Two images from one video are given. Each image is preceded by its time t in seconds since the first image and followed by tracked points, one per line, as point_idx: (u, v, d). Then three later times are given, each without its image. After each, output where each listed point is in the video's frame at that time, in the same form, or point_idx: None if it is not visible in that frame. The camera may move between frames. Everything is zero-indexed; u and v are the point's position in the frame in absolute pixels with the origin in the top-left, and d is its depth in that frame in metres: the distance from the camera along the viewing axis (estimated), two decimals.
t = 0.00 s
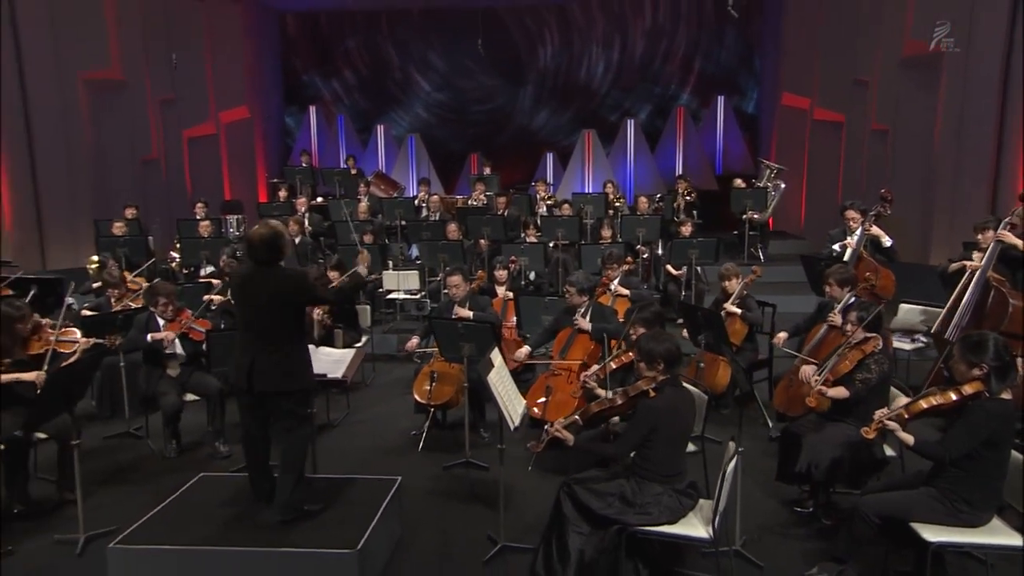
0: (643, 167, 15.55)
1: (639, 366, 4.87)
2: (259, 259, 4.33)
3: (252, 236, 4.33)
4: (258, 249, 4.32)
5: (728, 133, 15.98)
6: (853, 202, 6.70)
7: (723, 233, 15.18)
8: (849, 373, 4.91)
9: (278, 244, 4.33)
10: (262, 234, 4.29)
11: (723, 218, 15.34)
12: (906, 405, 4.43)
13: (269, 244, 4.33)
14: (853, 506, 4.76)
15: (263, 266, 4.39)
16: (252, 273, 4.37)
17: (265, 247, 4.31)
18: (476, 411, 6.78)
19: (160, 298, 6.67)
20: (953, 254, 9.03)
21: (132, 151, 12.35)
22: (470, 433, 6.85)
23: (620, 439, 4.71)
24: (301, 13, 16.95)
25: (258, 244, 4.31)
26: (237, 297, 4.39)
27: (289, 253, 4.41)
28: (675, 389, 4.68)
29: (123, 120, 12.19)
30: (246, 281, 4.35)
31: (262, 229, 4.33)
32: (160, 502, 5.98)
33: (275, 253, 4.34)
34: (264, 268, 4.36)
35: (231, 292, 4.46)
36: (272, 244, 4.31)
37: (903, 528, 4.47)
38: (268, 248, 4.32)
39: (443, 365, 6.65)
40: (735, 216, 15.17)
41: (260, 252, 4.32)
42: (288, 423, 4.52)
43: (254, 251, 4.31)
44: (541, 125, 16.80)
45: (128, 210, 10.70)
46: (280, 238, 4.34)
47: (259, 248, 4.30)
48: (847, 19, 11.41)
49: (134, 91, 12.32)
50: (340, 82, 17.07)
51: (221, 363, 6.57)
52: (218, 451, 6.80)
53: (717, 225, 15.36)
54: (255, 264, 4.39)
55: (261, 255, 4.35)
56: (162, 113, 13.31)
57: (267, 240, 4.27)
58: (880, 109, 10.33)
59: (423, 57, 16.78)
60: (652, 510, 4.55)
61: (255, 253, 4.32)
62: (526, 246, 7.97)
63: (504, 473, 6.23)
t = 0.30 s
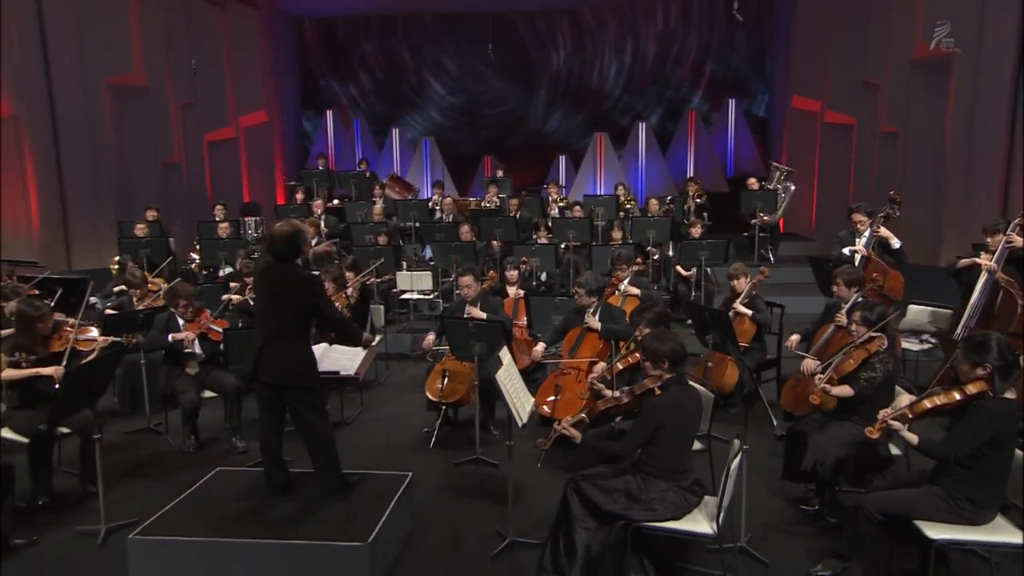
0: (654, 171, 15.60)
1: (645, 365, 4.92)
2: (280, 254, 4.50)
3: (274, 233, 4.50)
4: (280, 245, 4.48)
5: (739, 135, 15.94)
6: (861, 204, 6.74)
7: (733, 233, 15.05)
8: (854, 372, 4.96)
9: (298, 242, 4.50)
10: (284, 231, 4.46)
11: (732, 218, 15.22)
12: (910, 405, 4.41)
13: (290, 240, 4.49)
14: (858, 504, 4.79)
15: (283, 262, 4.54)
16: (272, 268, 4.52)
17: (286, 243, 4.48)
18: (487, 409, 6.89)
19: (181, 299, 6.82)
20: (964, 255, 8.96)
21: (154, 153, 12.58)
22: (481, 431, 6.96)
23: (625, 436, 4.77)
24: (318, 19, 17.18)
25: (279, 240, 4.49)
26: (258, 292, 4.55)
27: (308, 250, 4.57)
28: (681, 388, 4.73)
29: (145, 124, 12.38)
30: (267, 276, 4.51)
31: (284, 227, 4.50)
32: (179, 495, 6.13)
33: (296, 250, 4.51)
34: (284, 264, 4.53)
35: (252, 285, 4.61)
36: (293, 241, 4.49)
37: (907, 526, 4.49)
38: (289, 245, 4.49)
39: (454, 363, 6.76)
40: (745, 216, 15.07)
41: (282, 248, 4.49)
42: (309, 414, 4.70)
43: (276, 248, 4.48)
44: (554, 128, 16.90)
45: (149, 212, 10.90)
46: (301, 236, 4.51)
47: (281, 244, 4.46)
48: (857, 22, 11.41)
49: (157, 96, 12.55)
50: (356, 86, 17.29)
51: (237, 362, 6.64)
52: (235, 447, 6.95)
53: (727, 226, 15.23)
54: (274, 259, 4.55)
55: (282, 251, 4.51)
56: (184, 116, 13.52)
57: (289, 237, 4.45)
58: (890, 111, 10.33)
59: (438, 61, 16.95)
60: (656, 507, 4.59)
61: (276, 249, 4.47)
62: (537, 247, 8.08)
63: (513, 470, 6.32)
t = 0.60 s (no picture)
0: (665, 174, 15.68)
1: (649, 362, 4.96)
2: (317, 251, 4.86)
3: (314, 230, 4.88)
4: (319, 242, 4.86)
5: (750, 138, 15.95)
6: (867, 207, 6.79)
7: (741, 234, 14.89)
8: (857, 372, 5.02)
9: (335, 240, 4.88)
10: (324, 229, 4.85)
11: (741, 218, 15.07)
12: (911, 403, 4.43)
13: (328, 238, 4.86)
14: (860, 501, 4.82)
15: (319, 257, 4.90)
16: (310, 263, 4.87)
17: (326, 240, 4.85)
18: (496, 407, 7.01)
19: (196, 297, 7.00)
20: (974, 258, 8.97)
21: (174, 158, 12.78)
22: (490, 429, 7.08)
23: (629, 433, 4.82)
24: (334, 25, 17.41)
25: (320, 237, 4.89)
26: (296, 286, 4.90)
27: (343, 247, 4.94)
28: (685, 386, 4.80)
29: (167, 129, 12.61)
30: (305, 270, 4.85)
31: (324, 225, 4.89)
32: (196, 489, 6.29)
33: (331, 247, 4.86)
34: (320, 259, 4.88)
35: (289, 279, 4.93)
36: (332, 238, 4.86)
37: (909, 524, 4.52)
38: (327, 242, 4.86)
39: (464, 362, 6.87)
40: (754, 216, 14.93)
41: (321, 244, 4.86)
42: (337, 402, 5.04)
43: (315, 244, 4.85)
44: (565, 131, 16.99)
45: (169, 215, 11.13)
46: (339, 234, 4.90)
47: (321, 240, 4.84)
48: (867, 25, 11.42)
49: (177, 101, 12.77)
50: (371, 90, 17.50)
51: (257, 359, 6.70)
52: (251, 443, 7.09)
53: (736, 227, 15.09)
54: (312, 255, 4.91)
55: (320, 248, 4.87)
56: (204, 121, 13.77)
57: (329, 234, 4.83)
58: (900, 114, 10.35)
59: (451, 66, 17.11)
60: (659, 503, 4.64)
61: (315, 246, 4.85)
62: (547, 249, 8.20)
63: (521, 467, 6.43)
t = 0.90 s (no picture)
0: (675, 175, 15.72)
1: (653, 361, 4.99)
2: (348, 254, 5.08)
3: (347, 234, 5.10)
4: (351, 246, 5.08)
5: (761, 142, 15.97)
6: (873, 209, 6.89)
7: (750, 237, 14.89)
8: (859, 370, 5.08)
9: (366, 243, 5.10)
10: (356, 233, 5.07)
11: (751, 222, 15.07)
12: (910, 400, 4.49)
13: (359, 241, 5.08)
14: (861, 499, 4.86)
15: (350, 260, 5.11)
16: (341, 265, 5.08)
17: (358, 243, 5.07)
18: (504, 405, 7.12)
19: (212, 295, 7.20)
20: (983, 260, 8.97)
21: (194, 161, 13.03)
22: (499, 426, 7.20)
23: (631, 429, 4.85)
24: (351, 31, 17.65)
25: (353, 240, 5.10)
26: (326, 287, 5.09)
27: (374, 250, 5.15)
28: (688, 383, 4.81)
29: (188, 133, 12.86)
30: (337, 271, 5.06)
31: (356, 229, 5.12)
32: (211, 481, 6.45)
33: (364, 250, 5.08)
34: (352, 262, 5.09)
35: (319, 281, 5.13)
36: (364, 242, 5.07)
37: (908, 521, 4.56)
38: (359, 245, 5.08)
39: (474, 360, 6.98)
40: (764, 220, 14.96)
41: (354, 247, 5.07)
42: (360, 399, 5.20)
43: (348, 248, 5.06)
44: (577, 134, 17.08)
45: (189, 216, 11.36)
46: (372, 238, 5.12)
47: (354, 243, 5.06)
48: (877, 28, 11.41)
49: (198, 106, 13.04)
50: (387, 94, 17.71)
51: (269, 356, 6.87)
52: (265, 438, 7.25)
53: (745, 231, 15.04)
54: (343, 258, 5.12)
55: (351, 251, 5.08)
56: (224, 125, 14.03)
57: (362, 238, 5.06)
58: (910, 117, 10.35)
59: (465, 70, 17.26)
60: (661, 498, 4.68)
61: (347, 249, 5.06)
62: (556, 250, 8.32)
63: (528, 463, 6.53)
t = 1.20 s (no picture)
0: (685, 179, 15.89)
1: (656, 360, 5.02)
2: (368, 255, 5.24)
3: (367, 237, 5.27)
4: (371, 248, 5.24)
5: (771, 144, 16.00)
6: (879, 210, 6.84)
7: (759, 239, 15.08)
8: (860, 370, 5.13)
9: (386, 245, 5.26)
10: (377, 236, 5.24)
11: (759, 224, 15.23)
12: (909, 398, 4.56)
13: (379, 243, 5.25)
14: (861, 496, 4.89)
15: (369, 261, 5.27)
16: (362, 265, 5.24)
17: (377, 245, 5.24)
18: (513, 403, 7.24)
19: (229, 295, 7.32)
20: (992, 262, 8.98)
21: (215, 164, 13.28)
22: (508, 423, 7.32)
23: (634, 426, 4.90)
24: (367, 36, 17.87)
25: (374, 243, 5.26)
26: (346, 286, 5.22)
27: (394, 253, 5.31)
28: (690, 381, 4.85)
29: (208, 137, 13.09)
30: (357, 272, 5.22)
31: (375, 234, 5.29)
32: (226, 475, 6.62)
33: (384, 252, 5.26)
34: (372, 262, 5.25)
35: (339, 282, 5.26)
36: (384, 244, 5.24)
37: (908, 519, 4.60)
38: (379, 247, 5.25)
39: (483, 359, 7.13)
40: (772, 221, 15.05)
41: (374, 249, 5.24)
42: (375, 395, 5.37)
43: (368, 249, 5.23)
44: (589, 138, 17.18)
45: (208, 218, 11.59)
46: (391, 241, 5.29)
47: (374, 245, 5.22)
48: (888, 31, 11.41)
49: (218, 110, 13.28)
50: (402, 98, 17.90)
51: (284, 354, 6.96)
52: (280, 434, 7.42)
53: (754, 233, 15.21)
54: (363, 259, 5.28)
55: (371, 252, 5.25)
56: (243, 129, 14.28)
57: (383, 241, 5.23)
58: (920, 119, 10.34)
59: (479, 74, 17.42)
60: (663, 494, 4.70)
61: (367, 251, 5.22)
62: (566, 251, 8.43)
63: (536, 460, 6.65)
